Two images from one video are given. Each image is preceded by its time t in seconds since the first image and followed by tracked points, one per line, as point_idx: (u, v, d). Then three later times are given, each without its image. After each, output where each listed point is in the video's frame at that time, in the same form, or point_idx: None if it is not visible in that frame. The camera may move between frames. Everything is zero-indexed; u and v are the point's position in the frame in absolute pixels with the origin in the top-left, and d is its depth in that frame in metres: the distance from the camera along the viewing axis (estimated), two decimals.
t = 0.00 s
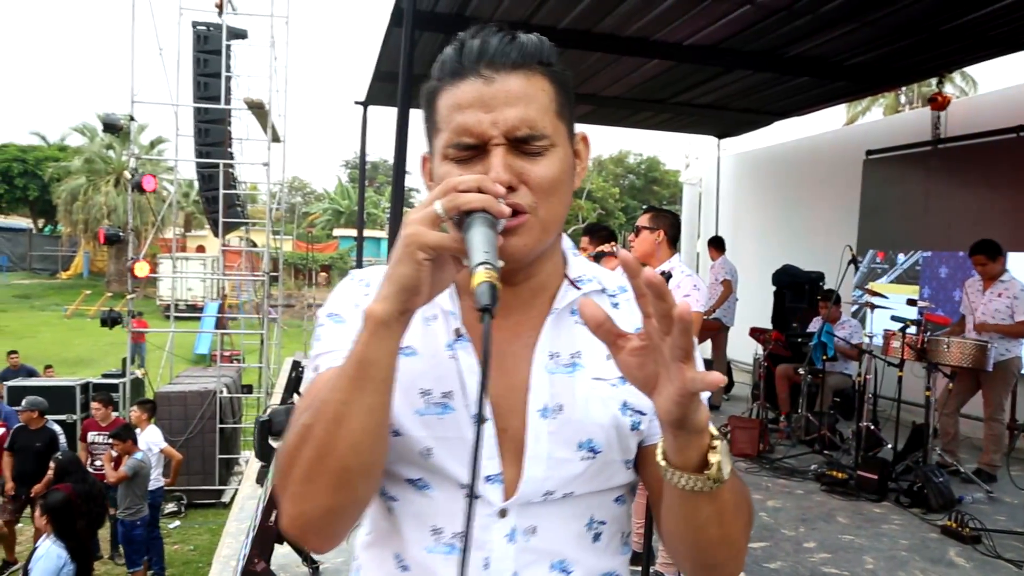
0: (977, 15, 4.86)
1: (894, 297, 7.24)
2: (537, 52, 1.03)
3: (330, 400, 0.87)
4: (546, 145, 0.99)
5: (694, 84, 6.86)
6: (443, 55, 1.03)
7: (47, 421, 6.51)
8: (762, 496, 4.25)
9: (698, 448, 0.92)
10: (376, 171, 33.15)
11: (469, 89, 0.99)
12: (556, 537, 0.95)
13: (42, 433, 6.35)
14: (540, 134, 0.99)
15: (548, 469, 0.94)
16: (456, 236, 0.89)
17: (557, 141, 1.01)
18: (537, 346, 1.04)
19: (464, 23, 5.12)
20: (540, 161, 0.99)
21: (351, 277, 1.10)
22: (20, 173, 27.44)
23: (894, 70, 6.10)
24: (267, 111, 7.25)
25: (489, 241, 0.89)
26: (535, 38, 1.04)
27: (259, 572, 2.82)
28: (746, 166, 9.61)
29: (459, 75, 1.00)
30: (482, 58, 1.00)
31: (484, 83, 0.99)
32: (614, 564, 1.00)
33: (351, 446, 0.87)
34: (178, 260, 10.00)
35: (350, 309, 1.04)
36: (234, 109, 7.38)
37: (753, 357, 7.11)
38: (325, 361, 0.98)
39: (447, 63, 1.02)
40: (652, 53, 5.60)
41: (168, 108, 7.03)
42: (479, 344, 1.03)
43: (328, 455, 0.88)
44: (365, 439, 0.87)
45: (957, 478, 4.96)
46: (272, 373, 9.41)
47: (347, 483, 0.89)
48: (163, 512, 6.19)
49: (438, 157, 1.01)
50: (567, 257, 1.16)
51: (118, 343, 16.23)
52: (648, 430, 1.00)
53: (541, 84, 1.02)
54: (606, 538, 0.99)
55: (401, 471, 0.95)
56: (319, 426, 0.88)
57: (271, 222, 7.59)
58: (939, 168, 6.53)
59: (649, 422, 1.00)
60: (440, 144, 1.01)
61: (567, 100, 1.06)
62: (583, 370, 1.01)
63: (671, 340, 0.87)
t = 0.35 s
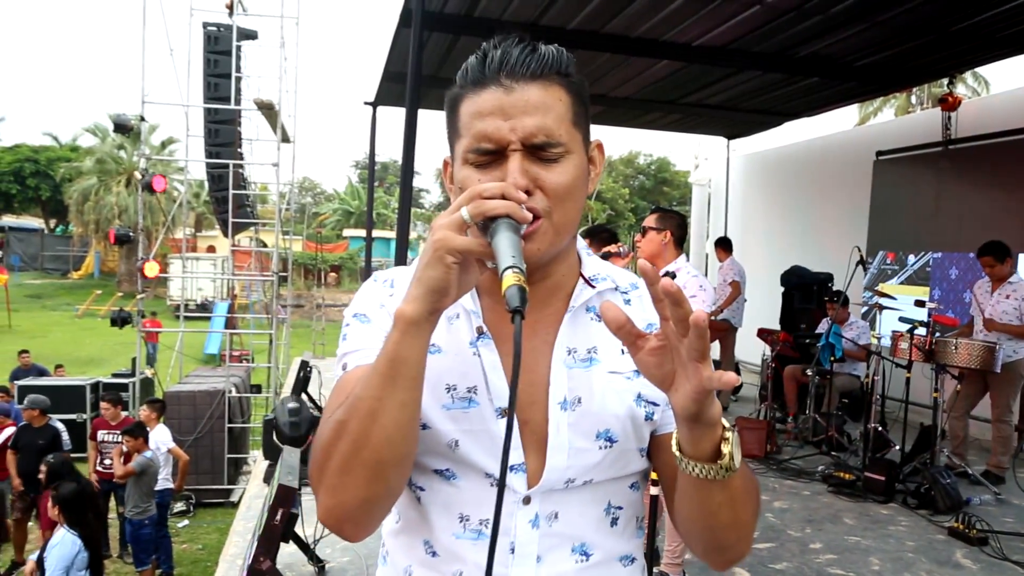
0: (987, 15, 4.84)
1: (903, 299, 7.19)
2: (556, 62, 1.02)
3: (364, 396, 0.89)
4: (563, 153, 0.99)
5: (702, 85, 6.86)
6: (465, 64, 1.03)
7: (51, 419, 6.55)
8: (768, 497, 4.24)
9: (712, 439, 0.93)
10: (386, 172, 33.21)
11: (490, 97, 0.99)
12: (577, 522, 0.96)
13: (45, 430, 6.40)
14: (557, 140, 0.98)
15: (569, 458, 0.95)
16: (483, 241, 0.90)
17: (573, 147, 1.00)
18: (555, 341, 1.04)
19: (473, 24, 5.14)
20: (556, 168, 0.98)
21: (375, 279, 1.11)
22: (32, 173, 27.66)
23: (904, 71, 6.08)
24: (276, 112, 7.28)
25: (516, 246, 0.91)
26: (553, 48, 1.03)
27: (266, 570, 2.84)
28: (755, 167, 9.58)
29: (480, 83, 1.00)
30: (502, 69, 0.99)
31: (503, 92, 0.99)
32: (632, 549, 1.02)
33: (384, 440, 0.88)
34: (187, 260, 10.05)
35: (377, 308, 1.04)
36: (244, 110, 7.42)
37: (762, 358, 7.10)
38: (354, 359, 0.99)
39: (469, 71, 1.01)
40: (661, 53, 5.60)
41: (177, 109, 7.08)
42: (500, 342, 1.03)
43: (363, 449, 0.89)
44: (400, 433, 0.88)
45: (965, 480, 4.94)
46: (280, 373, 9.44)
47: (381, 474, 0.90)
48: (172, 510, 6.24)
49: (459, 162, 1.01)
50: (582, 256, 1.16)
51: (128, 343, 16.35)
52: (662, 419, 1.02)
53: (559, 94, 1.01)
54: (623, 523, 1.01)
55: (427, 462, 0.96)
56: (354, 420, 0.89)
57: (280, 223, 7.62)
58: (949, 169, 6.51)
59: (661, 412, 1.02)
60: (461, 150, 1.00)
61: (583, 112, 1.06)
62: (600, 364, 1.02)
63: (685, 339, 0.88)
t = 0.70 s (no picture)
0: (974, 20, 4.89)
1: (887, 301, 7.19)
2: (554, 74, 1.01)
3: (379, 393, 0.88)
4: (554, 161, 0.98)
5: (693, 86, 6.88)
6: (468, 74, 1.02)
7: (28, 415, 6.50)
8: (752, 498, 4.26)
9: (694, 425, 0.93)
10: (377, 171, 33.13)
11: (485, 109, 0.98)
12: (577, 506, 0.96)
13: (18, 425, 6.34)
14: (550, 148, 0.98)
15: (568, 448, 0.95)
16: (495, 251, 0.89)
17: (564, 157, 0.99)
18: (553, 339, 1.04)
19: (464, 23, 5.13)
20: (547, 174, 0.97)
21: (380, 278, 1.09)
22: (19, 168, 27.45)
23: (892, 75, 6.12)
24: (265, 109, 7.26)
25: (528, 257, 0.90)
26: (552, 61, 1.02)
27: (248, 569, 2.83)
28: (744, 169, 9.62)
29: (480, 94, 0.99)
30: (500, 81, 0.99)
31: (499, 103, 0.98)
32: (624, 533, 1.01)
33: (401, 435, 0.88)
34: (175, 257, 10.00)
35: (385, 308, 1.02)
36: (233, 106, 7.38)
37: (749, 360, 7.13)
38: (364, 356, 0.99)
39: (472, 82, 1.01)
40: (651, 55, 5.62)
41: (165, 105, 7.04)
42: (503, 340, 1.03)
43: (380, 442, 0.88)
44: (414, 427, 0.88)
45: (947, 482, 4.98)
46: (267, 372, 9.40)
47: (396, 467, 0.89)
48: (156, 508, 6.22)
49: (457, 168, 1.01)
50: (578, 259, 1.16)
51: (114, 339, 16.24)
52: (653, 411, 1.02)
53: (554, 106, 1.00)
54: (616, 510, 1.00)
55: (432, 452, 0.96)
56: (370, 415, 0.89)
57: (269, 220, 7.59)
58: (935, 173, 6.56)
59: (655, 404, 1.02)
60: (461, 156, 1.00)
61: (582, 124, 1.04)
62: (595, 360, 1.02)
63: (670, 325, 0.89)
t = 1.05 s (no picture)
0: (955, 22, 4.92)
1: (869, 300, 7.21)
2: (564, 87, 0.97)
3: (387, 390, 0.88)
4: (568, 170, 0.96)
5: (678, 86, 6.89)
6: (478, 80, 0.99)
7: None
8: (737, 497, 4.28)
9: (615, 378, 0.89)
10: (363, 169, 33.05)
11: (500, 117, 0.95)
12: (569, 493, 0.94)
13: None
14: (560, 157, 0.95)
15: (557, 436, 0.94)
16: (495, 257, 0.89)
17: (574, 163, 0.97)
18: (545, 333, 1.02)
19: (449, 22, 5.12)
20: (560, 182, 0.96)
21: (387, 272, 1.07)
22: None
23: (875, 76, 6.16)
24: (250, 108, 7.21)
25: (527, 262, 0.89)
26: (561, 72, 0.98)
27: (231, 569, 2.81)
28: (730, 169, 9.66)
29: (493, 103, 0.96)
30: (515, 90, 0.95)
31: (514, 113, 0.95)
32: (614, 517, 0.98)
33: (406, 428, 0.88)
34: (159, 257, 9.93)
35: (391, 302, 1.00)
36: (217, 105, 7.34)
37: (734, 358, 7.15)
38: (370, 348, 0.98)
39: (482, 88, 0.97)
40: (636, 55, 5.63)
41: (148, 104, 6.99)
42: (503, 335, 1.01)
43: (386, 436, 0.88)
44: (420, 423, 0.88)
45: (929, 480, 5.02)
46: (252, 372, 9.35)
47: (401, 459, 0.89)
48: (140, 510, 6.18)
49: (469, 173, 0.98)
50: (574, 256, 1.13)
51: (98, 340, 16.12)
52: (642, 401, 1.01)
53: (565, 116, 0.97)
54: (608, 498, 0.97)
55: (432, 442, 0.94)
56: (377, 410, 0.88)
57: (253, 220, 7.54)
58: (918, 173, 6.61)
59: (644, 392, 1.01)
60: (472, 162, 0.97)
61: (587, 130, 1.02)
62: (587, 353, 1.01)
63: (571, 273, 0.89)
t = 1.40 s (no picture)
0: (954, 20, 4.91)
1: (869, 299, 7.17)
2: (571, 90, 0.95)
3: (399, 381, 0.87)
4: (576, 172, 0.94)
5: (676, 85, 6.89)
6: (485, 85, 0.97)
7: None
8: (737, 495, 4.27)
9: (604, 372, 0.88)
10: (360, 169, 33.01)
11: (508, 122, 0.94)
12: (577, 485, 0.93)
13: None
14: (569, 159, 0.94)
15: (562, 429, 0.92)
16: (503, 255, 0.88)
17: (582, 165, 0.95)
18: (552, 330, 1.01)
19: (446, 22, 5.10)
20: (569, 185, 0.94)
21: (403, 269, 1.06)
22: None
23: (873, 74, 6.15)
24: (247, 108, 7.19)
25: (533, 259, 0.88)
26: (568, 76, 0.97)
27: (231, 570, 2.80)
28: (728, 168, 9.65)
29: (501, 107, 0.94)
30: (523, 94, 0.94)
31: (522, 118, 0.94)
32: (621, 511, 0.97)
33: (419, 419, 0.87)
34: (157, 256, 9.91)
35: (405, 297, 0.99)
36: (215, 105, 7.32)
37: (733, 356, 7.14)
38: (384, 341, 0.97)
39: (490, 93, 0.96)
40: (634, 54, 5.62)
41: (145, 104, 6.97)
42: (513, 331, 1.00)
43: (397, 426, 0.87)
44: (431, 415, 0.87)
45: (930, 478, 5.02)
46: (251, 371, 9.34)
47: (413, 449, 0.88)
48: (139, 510, 6.16)
49: (480, 175, 0.97)
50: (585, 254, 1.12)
51: (96, 340, 16.10)
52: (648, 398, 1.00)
53: (573, 119, 0.95)
54: (614, 492, 0.96)
55: (441, 434, 0.94)
56: (390, 400, 0.88)
57: (251, 220, 7.51)
58: (917, 172, 6.61)
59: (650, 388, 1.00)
60: (483, 164, 0.96)
61: (595, 133, 1.01)
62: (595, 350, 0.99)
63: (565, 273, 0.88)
